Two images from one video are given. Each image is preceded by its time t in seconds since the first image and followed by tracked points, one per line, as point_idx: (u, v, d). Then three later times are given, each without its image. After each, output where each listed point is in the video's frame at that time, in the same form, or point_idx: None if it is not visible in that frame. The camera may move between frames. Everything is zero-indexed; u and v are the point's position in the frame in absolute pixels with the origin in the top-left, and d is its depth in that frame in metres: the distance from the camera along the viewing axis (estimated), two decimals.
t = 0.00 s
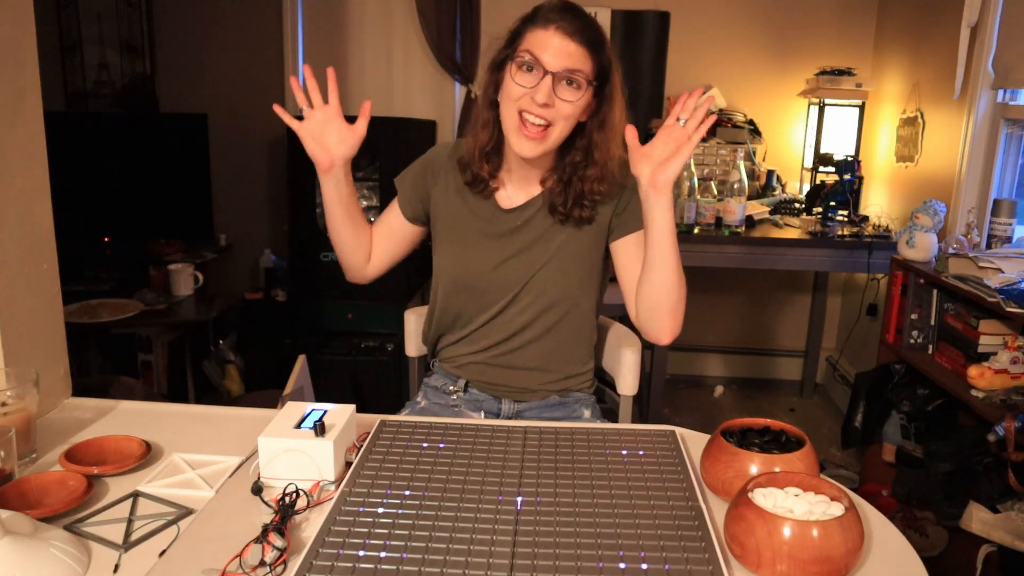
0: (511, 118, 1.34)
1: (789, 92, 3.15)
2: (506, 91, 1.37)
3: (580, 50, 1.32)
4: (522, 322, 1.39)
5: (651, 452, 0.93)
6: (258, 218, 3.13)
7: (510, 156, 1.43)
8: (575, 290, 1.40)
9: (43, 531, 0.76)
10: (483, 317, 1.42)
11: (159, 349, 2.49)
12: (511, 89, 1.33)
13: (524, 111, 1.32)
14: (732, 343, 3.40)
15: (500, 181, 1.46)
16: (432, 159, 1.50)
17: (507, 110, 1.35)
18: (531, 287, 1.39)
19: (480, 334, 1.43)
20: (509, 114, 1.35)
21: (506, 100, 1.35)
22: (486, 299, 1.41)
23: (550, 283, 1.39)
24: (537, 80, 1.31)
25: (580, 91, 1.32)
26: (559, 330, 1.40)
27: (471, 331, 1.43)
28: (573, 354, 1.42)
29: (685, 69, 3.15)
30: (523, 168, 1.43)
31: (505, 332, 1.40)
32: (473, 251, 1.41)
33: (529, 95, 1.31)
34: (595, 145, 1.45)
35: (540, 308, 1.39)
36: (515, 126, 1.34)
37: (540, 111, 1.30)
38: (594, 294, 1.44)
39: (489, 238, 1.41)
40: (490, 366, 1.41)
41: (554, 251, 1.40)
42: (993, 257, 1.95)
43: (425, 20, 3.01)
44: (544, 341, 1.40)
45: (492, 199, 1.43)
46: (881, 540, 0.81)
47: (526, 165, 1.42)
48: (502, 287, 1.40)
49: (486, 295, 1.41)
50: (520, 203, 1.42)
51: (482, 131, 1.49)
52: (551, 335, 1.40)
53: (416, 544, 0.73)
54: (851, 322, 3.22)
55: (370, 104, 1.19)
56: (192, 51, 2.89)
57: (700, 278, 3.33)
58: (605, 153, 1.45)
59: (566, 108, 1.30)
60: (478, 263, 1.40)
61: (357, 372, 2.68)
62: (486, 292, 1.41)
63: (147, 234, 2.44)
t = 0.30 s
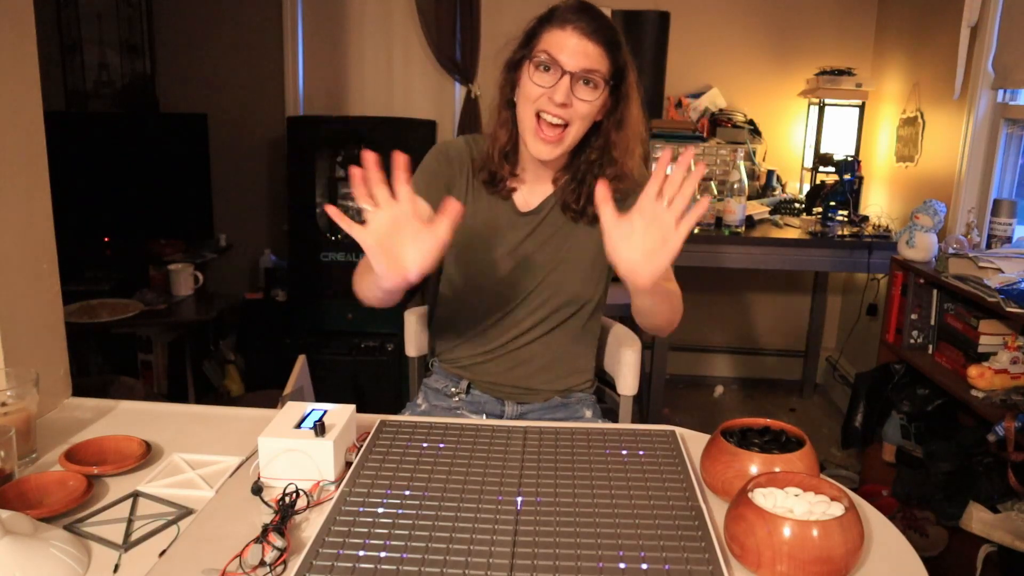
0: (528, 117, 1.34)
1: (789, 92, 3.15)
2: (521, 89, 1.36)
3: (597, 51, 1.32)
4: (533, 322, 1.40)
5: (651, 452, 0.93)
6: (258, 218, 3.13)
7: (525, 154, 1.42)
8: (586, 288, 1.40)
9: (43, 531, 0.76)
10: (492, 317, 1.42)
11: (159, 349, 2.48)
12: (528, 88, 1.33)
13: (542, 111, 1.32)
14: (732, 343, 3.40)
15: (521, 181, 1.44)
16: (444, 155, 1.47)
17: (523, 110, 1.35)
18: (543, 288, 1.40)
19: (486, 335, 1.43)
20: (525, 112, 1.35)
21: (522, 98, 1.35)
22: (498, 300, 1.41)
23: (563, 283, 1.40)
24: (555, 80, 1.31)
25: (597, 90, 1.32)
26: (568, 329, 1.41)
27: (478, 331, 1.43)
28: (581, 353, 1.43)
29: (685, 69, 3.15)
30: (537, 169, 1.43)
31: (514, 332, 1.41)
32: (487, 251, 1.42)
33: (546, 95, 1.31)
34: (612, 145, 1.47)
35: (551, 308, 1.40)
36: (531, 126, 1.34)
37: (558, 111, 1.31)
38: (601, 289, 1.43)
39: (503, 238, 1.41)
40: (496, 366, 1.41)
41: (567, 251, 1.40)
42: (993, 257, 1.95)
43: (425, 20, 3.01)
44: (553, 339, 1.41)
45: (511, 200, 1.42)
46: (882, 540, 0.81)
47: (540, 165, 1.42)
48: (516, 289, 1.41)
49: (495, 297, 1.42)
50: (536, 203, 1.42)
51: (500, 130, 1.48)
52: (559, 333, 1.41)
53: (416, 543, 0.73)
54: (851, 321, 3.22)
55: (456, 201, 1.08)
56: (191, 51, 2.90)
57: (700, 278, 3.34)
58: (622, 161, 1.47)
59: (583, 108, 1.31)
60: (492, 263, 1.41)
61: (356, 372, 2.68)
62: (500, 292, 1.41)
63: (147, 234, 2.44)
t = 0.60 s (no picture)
0: (541, 120, 1.31)
1: (789, 92, 3.15)
2: (535, 92, 1.33)
3: (611, 54, 1.28)
4: (539, 322, 1.40)
5: (651, 452, 0.93)
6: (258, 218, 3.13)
7: (539, 151, 1.39)
8: (592, 287, 1.41)
9: (43, 531, 0.76)
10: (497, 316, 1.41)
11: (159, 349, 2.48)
12: (542, 91, 1.29)
13: (554, 115, 1.28)
14: (732, 343, 3.40)
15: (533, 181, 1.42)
16: (455, 142, 1.41)
17: (537, 111, 1.31)
18: (549, 289, 1.39)
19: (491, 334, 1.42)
20: (538, 115, 1.31)
21: (535, 101, 1.32)
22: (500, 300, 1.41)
23: (570, 284, 1.39)
24: (569, 84, 1.27)
25: (612, 94, 1.28)
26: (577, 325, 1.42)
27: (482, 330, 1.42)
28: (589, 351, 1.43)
29: (685, 69, 3.15)
30: (547, 165, 1.40)
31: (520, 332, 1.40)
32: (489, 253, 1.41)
33: (560, 100, 1.27)
34: (622, 145, 1.43)
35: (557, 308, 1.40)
36: (544, 129, 1.31)
37: (572, 116, 1.27)
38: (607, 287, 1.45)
39: (505, 238, 1.40)
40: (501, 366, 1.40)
41: (570, 254, 1.39)
42: (993, 257, 1.95)
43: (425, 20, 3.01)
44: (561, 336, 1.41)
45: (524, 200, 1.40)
46: (882, 541, 0.81)
47: (552, 165, 1.40)
48: (517, 288, 1.40)
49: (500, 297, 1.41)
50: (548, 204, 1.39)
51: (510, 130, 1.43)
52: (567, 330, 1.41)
53: (416, 543, 0.73)
54: (851, 321, 3.22)
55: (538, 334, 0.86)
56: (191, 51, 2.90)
57: (700, 279, 3.34)
58: (635, 161, 1.43)
59: (596, 113, 1.27)
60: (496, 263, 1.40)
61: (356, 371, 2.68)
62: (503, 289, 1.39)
63: (147, 234, 2.44)
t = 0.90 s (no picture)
0: (547, 123, 1.31)
1: (789, 92, 3.15)
2: (541, 95, 1.33)
3: (618, 57, 1.28)
4: (541, 322, 1.40)
5: (651, 452, 0.93)
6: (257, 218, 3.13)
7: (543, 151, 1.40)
8: (594, 288, 1.41)
9: (42, 531, 0.76)
10: (499, 317, 1.41)
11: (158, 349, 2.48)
12: (548, 94, 1.30)
13: (559, 118, 1.29)
14: (732, 343, 3.40)
15: (539, 182, 1.42)
16: (458, 142, 1.41)
17: (544, 113, 1.32)
18: (551, 289, 1.39)
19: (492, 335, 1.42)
20: (543, 117, 1.32)
21: (541, 103, 1.32)
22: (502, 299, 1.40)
23: (572, 285, 1.39)
24: (576, 87, 1.27)
25: (617, 97, 1.28)
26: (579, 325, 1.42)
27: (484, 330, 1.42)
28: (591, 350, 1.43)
29: (685, 69, 3.15)
30: (554, 168, 1.41)
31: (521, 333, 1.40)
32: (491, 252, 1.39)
33: (566, 104, 1.27)
34: (629, 148, 1.45)
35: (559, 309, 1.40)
36: (549, 131, 1.31)
37: (577, 119, 1.27)
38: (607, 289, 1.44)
39: (508, 238, 1.39)
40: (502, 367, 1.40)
41: (573, 254, 1.39)
42: (993, 257, 1.95)
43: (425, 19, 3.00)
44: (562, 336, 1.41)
45: (527, 201, 1.39)
46: (881, 541, 0.81)
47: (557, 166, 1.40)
48: (519, 287, 1.39)
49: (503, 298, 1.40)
50: (552, 207, 1.40)
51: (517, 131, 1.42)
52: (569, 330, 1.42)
53: (416, 544, 0.73)
54: (851, 321, 3.22)
55: (528, 346, 0.87)
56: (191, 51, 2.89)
57: (700, 279, 3.34)
58: (640, 165, 1.44)
59: (602, 117, 1.27)
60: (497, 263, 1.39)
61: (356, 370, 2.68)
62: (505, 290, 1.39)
63: (147, 234, 2.44)
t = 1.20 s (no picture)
0: (527, 116, 1.35)
1: (789, 92, 3.15)
2: (520, 91, 1.37)
3: (590, 47, 1.31)
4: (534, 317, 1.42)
5: (651, 452, 0.93)
6: (257, 218, 3.13)
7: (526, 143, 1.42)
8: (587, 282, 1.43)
9: (42, 531, 0.76)
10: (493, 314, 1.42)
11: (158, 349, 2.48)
12: (526, 88, 1.34)
13: (538, 110, 1.33)
14: (732, 343, 3.40)
15: (524, 175, 1.44)
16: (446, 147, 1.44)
17: (523, 106, 1.36)
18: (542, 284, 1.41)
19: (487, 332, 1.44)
20: (523, 110, 1.36)
21: (520, 98, 1.36)
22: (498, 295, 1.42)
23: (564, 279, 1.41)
24: (552, 79, 1.31)
25: (593, 85, 1.32)
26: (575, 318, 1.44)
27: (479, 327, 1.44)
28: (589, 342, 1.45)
29: (685, 69, 3.15)
30: (539, 158, 1.42)
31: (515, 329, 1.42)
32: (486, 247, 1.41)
33: (543, 95, 1.31)
34: (611, 135, 1.45)
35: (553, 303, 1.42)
36: (530, 124, 1.35)
37: (556, 109, 1.31)
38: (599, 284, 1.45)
39: (504, 231, 1.41)
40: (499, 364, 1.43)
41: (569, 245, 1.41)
42: (993, 257, 1.95)
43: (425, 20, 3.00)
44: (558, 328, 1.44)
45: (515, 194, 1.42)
46: (881, 541, 0.81)
47: (542, 159, 1.42)
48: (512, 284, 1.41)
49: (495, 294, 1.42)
50: (540, 199, 1.42)
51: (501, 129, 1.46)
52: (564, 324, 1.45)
53: (416, 543, 0.73)
54: (851, 321, 3.22)
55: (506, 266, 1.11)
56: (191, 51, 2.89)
57: (700, 279, 3.34)
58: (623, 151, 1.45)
59: (579, 105, 1.31)
60: (493, 257, 1.41)
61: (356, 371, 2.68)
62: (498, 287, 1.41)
63: (147, 234, 2.44)
